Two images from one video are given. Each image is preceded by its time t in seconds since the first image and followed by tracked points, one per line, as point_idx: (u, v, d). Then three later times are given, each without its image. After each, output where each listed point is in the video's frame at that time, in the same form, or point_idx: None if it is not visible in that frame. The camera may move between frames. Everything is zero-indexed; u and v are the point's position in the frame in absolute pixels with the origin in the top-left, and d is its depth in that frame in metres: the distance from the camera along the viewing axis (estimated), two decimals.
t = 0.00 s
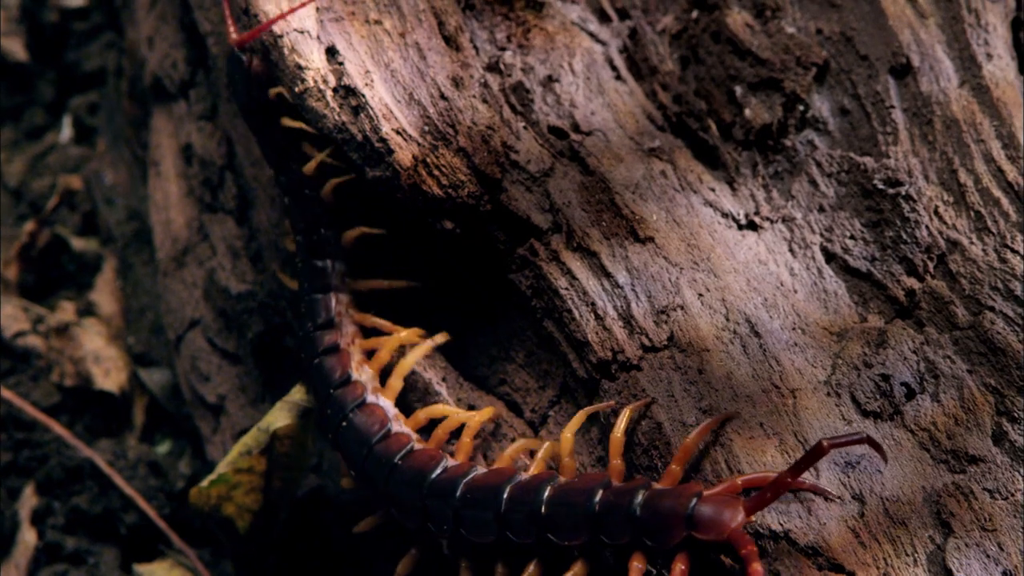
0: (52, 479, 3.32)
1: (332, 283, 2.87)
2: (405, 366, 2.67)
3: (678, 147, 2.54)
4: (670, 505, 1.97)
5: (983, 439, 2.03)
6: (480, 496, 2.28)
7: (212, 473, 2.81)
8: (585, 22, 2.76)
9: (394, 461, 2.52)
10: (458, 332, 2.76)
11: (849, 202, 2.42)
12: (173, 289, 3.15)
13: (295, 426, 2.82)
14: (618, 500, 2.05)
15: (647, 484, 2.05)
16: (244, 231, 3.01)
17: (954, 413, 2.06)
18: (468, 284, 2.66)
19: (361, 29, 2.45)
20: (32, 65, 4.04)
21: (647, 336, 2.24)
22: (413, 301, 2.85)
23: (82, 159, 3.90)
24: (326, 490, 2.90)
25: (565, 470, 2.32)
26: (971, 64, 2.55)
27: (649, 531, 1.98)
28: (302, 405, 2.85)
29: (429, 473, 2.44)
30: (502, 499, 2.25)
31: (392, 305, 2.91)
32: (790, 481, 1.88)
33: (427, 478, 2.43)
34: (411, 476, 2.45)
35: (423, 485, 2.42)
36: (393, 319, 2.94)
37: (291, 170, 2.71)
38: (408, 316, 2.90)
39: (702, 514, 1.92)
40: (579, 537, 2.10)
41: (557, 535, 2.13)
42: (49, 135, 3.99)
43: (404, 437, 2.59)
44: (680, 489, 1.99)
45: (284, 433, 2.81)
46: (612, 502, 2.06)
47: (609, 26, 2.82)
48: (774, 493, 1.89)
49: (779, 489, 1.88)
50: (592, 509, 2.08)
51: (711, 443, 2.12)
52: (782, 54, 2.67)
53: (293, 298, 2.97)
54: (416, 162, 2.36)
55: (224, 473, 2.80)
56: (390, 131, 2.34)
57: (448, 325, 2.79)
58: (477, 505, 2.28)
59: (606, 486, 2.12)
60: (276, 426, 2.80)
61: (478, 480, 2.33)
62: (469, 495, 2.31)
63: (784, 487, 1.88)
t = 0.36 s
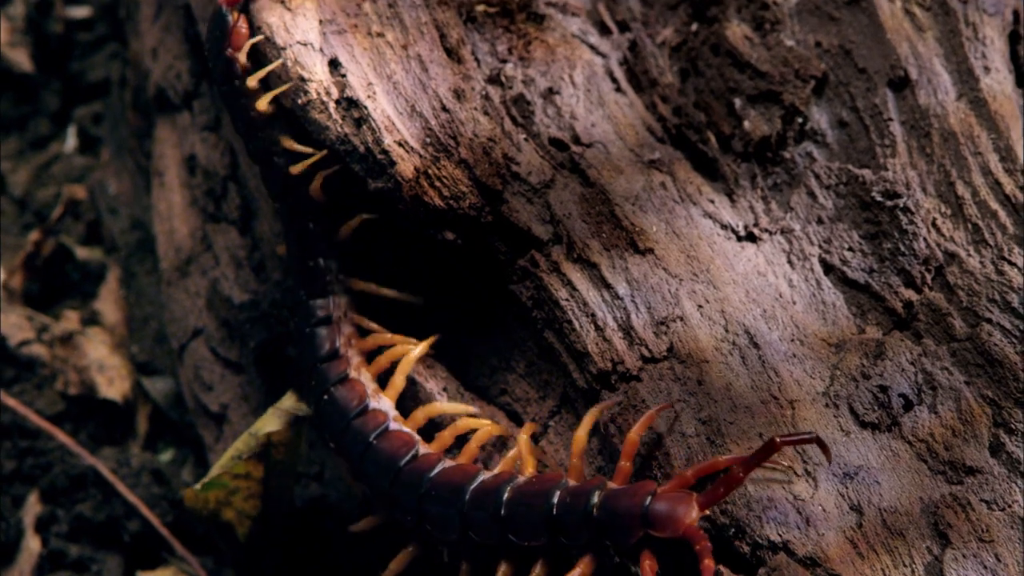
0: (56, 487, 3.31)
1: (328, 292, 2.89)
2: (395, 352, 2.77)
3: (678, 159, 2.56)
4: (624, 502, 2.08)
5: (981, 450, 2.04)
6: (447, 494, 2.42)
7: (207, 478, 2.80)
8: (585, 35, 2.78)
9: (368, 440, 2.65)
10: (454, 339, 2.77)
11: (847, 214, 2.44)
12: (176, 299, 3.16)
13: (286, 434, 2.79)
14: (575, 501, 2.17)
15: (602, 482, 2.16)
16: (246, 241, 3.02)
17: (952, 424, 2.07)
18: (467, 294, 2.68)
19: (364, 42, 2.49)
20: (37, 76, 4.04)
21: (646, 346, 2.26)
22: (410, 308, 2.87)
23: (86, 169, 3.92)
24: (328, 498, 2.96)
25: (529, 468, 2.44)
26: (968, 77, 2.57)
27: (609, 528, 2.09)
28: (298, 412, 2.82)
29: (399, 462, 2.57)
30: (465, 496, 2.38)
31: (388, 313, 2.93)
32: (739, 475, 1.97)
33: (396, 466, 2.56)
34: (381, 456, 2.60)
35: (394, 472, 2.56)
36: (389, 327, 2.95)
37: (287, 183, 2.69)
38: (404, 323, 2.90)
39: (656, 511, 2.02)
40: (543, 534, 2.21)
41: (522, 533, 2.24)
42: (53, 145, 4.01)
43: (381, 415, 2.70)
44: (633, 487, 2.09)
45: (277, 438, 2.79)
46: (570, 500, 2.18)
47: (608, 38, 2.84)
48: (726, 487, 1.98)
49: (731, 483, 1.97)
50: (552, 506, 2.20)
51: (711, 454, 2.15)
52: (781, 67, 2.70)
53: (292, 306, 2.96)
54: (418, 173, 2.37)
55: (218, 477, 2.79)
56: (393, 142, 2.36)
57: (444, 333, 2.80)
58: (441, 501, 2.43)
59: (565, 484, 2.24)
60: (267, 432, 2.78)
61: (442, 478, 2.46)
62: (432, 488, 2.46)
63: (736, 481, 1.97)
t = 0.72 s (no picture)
0: (58, 499, 3.32)
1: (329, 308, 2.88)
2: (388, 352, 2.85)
3: (676, 176, 2.59)
4: (599, 513, 2.14)
5: (978, 467, 2.04)
6: (427, 494, 2.45)
7: (213, 495, 2.81)
8: (585, 51, 2.81)
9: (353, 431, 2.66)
10: (455, 353, 2.80)
11: (844, 231, 2.47)
12: (178, 313, 3.18)
13: (294, 451, 2.81)
14: (551, 511, 2.22)
15: (577, 493, 2.22)
16: (248, 256, 3.03)
17: (949, 441, 2.08)
18: (468, 309, 2.69)
19: (365, 59, 2.50)
20: (41, 90, 4.09)
21: (645, 363, 2.27)
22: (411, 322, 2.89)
23: (90, 183, 3.95)
24: (328, 512, 2.89)
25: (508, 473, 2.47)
26: (966, 95, 2.58)
27: (583, 537, 2.16)
28: (306, 429, 2.85)
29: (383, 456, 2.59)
30: (445, 498, 2.42)
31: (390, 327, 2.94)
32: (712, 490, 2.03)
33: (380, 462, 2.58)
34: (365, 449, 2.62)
35: (378, 465, 2.58)
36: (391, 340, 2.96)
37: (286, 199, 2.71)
38: (405, 336, 2.92)
39: (632, 523, 2.09)
40: (518, 540, 2.28)
41: (495, 538, 2.31)
42: (57, 159, 4.03)
43: (365, 404, 2.73)
44: (607, 498, 2.16)
45: (284, 455, 2.80)
46: (546, 509, 2.24)
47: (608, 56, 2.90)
48: (701, 502, 2.04)
49: (706, 498, 2.03)
50: (527, 515, 2.26)
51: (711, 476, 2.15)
52: (780, 84, 2.71)
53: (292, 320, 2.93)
54: (419, 190, 2.40)
55: (224, 494, 2.79)
56: (393, 159, 2.38)
57: (445, 345, 2.83)
58: (420, 500, 2.46)
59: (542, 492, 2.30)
60: (275, 449, 2.80)
61: (423, 477, 2.49)
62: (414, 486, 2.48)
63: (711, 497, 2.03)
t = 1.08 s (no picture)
0: (60, 511, 3.32)
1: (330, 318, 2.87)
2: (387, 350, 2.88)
3: (675, 191, 2.61)
4: (572, 521, 2.20)
5: (974, 482, 2.07)
6: (410, 491, 2.50)
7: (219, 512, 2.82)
8: (583, 67, 2.84)
9: (341, 418, 2.72)
10: (453, 366, 2.82)
11: (841, 246, 2.48)
12: (179, 326, 3.19)
13: (301, 471, 2.82)
14: (525, 517, 2.28)
15: (552, 499, 2.27)
16: (249, 269, 3.04)
17: (945, 456, 2.10)
18: (466, 323, 2.71)
19: (365, 75, 2.52)
20: (43, 104, 4.09)
21: (643, 378, 2.28)
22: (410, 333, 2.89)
23: (92, 196, 3.98)
24: (328, 524, 2.89)
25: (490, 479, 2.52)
26: (962, 111, 2.60)
27: (557, 544, 2.21)
28: (312, 451, 2.85)
29: (365, 446, 2.64)
30: (423, 496, 2.47)
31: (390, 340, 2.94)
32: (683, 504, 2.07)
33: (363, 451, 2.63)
34: (352, 433, 2.68)
35: (360, 453, 2.63)
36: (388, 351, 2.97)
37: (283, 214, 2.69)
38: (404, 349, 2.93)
39: (605, 532, 2.14)
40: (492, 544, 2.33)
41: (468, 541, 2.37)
42: (59, 172, 4.05)
43: (355, 393, 2.80)
44: (580, 507, 2.21)
45: (290, 476, 2.81)
46: (521, 515, 2.29)
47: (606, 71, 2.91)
48: (673, 514, 2.08)
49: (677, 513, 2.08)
50: (502, 520, 2.31)
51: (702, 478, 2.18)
52: (777, 100, 2.71)
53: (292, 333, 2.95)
54: (418, 206, 2.42)
55: (230, 511, 2.81)
56: (393, 175, 2.40)
57: (444, 358, 2.84)
58: (401, 496, 2.51)
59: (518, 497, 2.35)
60: (281, 470, 2.81)
61: (405, 473, 2.53)
62: (394, 482, 2.53)
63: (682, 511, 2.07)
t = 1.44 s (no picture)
0: (64, 522, 3.32)
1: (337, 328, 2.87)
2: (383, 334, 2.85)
3: (673, 206, 2.64)
4: (551, 534, 2.24)
5: (970, 496, 2.10)
6: (422, 515, 2.50)
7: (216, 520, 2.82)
8: (583, 83, 2.86)
9: (336, 418, 2.77)
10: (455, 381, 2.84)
11: (839, 260, 2.50)
12: (182, 337, 3.20)
13: (297, 479, 2.84)
14: (506, 530, 2.33)
15: (533, 512, 2.32)
16: (251, 282, 3.05)
17: (941, 471, 2.14)
18: (468, 336, 2.73)
19: (367, 90, 2.56)
20: (49, 117, 4.13)
21: (642, 392, 2.30)
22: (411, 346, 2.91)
23: (95, 209, 4.02)
24: (328, 535, 2.91)
25: (476, 491, 2.57)
26: (958, 127, 2.61)
27: (537, 556, 2.26)
28: (307, 458, 2.86)
29: (355, 447, 2.70)
30: (410, 502, 2.54)
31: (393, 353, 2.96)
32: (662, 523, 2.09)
33: (354, 454, 2.70)
34: (345, 432, 2.73)
35: (349, 455, 2.70)
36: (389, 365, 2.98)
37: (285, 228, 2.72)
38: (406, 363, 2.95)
39: (583, 544, 2.19)
40: (473, 553, 2.39)
41: (450, 549, 2.43)
42: (63, 186, 4.09)
43: (352, 392, 2.84)
44: (561, 520, 2.25)
45: (287, 484, 2.82)
46: (503, 527, 2.34)
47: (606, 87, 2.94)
48: (652, 531, 2.10)
49: (656, 531, 2.10)
50: (484, 530, 2.37)
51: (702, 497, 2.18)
52: (774, 115, 2.73)
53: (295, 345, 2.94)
54: (419, 220, 2.44)
55: (227, 519, 2.81)
56: (394, 190, 2.42)
57: (445, 373, 2.87)
58: (389, 500, 2.58)
59: (502, 509, 2.41)
60: (277, 478, 2.81)
61: (394, 479, 2.60)
62: (383, 486, 2.61)
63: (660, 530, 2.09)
